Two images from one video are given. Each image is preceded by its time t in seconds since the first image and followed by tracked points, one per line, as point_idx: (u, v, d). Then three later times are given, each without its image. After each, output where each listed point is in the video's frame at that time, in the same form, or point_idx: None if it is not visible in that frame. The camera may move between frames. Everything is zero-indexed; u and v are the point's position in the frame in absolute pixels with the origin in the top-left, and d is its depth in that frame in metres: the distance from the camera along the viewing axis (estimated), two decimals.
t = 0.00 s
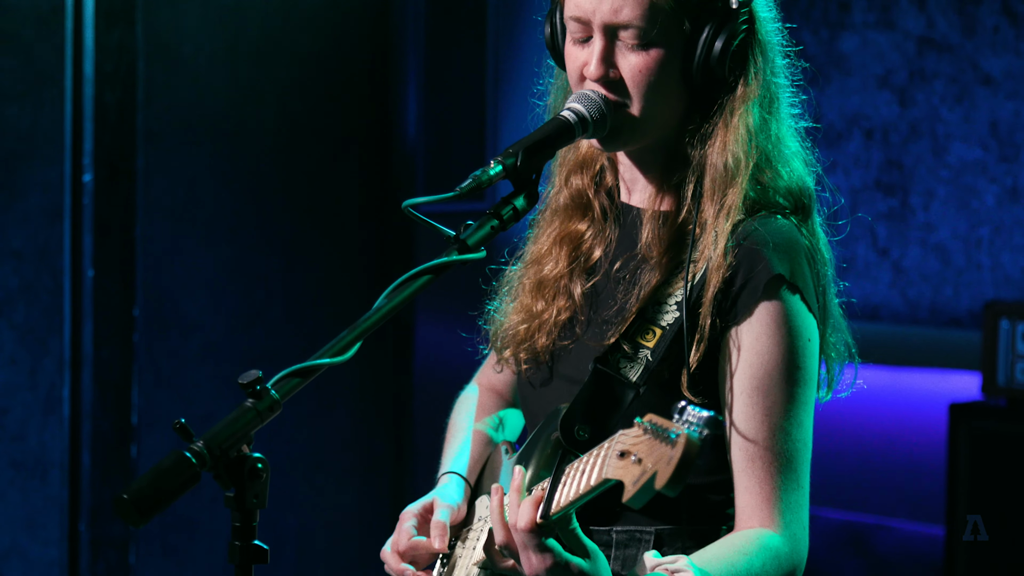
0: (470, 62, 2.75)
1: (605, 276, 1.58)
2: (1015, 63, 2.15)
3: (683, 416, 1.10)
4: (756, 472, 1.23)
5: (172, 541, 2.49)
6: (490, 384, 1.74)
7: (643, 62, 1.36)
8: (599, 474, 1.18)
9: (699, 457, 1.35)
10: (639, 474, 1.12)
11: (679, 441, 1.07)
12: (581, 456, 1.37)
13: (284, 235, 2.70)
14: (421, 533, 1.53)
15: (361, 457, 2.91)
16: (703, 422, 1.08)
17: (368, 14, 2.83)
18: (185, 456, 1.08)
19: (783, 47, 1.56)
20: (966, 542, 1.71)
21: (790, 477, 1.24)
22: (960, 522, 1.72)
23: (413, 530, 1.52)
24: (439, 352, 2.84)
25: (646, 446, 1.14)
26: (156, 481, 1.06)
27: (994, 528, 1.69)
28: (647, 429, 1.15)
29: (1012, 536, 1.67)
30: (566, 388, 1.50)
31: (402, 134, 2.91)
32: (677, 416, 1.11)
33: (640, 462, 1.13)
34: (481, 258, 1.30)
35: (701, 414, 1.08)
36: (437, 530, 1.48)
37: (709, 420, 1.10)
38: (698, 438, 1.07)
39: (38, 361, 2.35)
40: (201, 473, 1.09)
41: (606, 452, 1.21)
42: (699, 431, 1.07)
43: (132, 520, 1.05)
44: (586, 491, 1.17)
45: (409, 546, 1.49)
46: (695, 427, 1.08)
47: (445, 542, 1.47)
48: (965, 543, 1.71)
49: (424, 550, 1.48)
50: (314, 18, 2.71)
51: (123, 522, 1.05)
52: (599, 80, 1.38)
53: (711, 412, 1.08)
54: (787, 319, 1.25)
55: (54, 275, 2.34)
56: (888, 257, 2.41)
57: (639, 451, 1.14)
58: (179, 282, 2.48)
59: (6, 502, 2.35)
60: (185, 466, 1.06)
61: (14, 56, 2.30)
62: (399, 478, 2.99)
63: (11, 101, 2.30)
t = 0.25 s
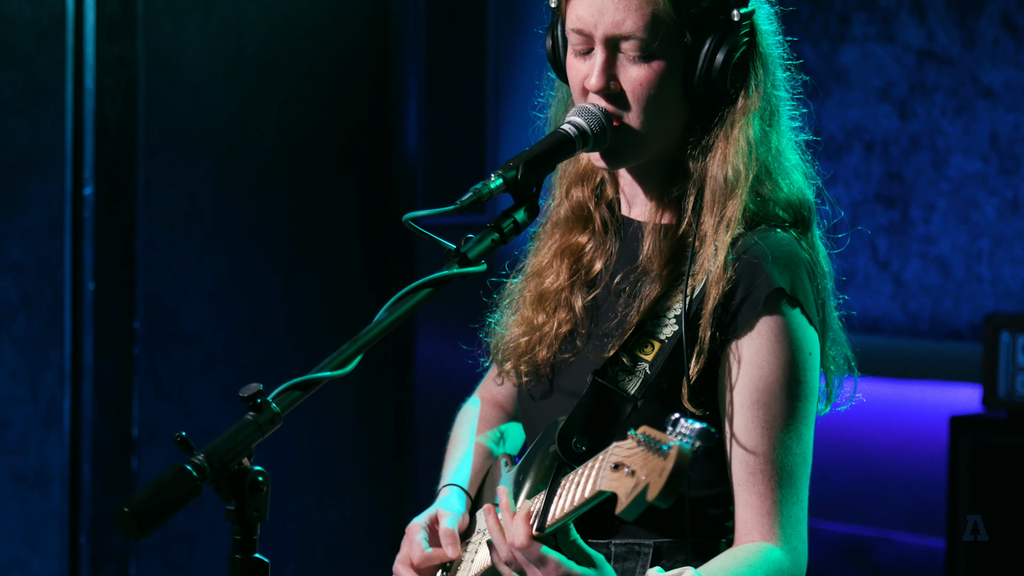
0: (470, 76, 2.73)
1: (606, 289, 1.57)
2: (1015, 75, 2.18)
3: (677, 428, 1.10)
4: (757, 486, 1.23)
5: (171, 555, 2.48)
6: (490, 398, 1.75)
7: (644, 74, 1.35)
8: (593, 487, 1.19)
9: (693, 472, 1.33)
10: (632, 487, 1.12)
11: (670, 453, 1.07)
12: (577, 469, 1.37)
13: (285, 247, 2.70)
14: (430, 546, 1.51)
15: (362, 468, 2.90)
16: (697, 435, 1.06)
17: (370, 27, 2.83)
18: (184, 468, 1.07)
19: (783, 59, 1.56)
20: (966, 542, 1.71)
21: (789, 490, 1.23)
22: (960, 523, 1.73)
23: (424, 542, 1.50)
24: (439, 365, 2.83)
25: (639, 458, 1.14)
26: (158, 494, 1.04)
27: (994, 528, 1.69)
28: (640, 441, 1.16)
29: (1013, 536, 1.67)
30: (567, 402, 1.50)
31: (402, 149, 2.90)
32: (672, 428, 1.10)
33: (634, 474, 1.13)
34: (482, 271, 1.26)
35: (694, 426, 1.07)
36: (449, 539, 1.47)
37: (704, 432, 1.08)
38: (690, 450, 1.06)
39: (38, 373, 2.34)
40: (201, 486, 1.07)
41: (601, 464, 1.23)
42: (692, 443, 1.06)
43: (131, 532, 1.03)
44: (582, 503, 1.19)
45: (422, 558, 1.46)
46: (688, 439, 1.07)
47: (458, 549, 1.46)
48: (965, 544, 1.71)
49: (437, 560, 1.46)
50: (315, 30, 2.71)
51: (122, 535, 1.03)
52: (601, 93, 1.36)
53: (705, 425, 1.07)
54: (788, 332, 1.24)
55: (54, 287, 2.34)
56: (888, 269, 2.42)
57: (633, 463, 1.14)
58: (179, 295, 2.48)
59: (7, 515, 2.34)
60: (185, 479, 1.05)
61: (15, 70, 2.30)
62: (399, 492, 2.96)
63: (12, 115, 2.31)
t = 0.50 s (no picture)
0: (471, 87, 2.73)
1: (607, 298, 1.57)
2: (1015, 87, 2.19)
3: (681, 443, 1.10)
4: (757, 497, 1.23)
5: (172, 565, 2.48)
6: (492, 408, 1.76)
7: (647, 84, 1.35)
8: (596, 499, 1.19)
9: (696, 482, 1.34)
10: (635, 499, 1.11)
11: (675, 467, 1.07)
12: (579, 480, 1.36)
13: (287, 257, 2.70)
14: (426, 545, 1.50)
15: (364, 478, 2.90)
16: (701, 449, 1.07)
17: (370, 38, 2.83)
18: (185, 478, 1.05)
19: (787, 71, 1.56)
20: (966, 542, 1.72)
21: (790, 502, 1.23)
22: (961, 522, 1.74)
23: (420, 541, 1.49)
24: (441, 376, 2.82)
25: (643, 471, 1.14)
26: (158, 506, 1.03)
27: (994, 528, 1.70)
28: (644, 454, 1.16)
29: (1012, 538, 1.68)
30: (568, 412, 1.50)
31: (403, 160, 2.89)
32: (676, 442, 1.11)
33: (637, 487, 1.13)
34: (482, 282, 1.25)
35: (698, 440, 1.07)
36: (444, 539, 1.47)
37: (708, 446, 1.09)
38: (695, 465, 1.06)
39: (39, 384, 2.35)
40: (202, 497, 1.06)
41: (604, 478, 1.23)
42: (697, 458, 1.07)
43: (132, 545, 1.01)
44: (585, 516, 1.19)
45: (417, 557, 1.45)
46: (692, 454, 1.07)
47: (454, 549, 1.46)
48: (965, 544, 1.72)
49: (432, 559, 1.45)
50: (316, 41, 2.71)
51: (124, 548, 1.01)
52: (604, 103, 1.36)
53: (710, 439, 1.07)
54: (791, 345, 1.24)
55: (54, 299, 2.35)
56: (889, 280, 2.43)
57: (637, 476, 1.14)
58: (180, 306, 2.48)
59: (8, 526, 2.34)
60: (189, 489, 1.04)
61: (15, 81, 2.31)
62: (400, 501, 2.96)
63: (13, 126, 2.31)
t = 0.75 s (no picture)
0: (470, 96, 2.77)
1: (609, 305, 1.57)
2: (1015, 92, 2.21)
3: (680, 446, 1.08)
4: (755, 504, 1.23)
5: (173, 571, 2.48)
6: (495, 414, 1.74)
7: (650, 90, 1.35)
8: (596, 502, 1.18)
9: (696, 488, 1.33)
10: (635, 503, 1.11)
11: (674, 469, 1.06)
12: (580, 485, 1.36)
13: (289, 263, 2.69)
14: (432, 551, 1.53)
15: (365, 484, 2.90)
16: (701, 452, 1.05)
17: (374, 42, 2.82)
18: (186, 484, 1.05)
19: (789, 78, 1.57)
20: (965, 542, 1.74)
21: (788, 510, 1.23)
22: (961, 522, 1.76)
23: (425, 547, 1.52)
24: (443, 382, 2.85)
25: (643, 474, 1.13)
26: (160, 511, 1.02)
27: (994, 528, 1.72)
28: (643, 458, 1.15)
29: (1013, 537, 1.70)
30: (570, 418, 1.50)
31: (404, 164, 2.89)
32: (675, 445, 1.09)
33: (637, 490, 1.12)
34: (483, 288, 1.24)
35: (698, 443, 1.06)
36: (450, 547, 1.48)
37: (708, 448, 1.07)
38: (693, 467, 1.05)
39: (39, 391, 2.35)
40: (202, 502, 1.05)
41: (603, 481, 1.22)
42: (696, 460, 1.05)
43: (132, 550, 1.01)
44: (585, 519, 1.18)
45: (422, 563, 1.49)
46: (691, 456, 1.06)
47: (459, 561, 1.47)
48: (966, 544, 1.74)
49: (437, 567, 1.48)
50: (318, 48, 2.71)
51: (124, 554, 1.00)
52: (607, 108, 1.37)
53: (709, 442, 1.06)
54: (793, 352, 1.24)
55: (54, 304, 2.36)
56: (890, 285, 2.43)
57: (636, 480, 1.14)
58: (181, 312, 2.48)
59: (9, 533, 2.33)
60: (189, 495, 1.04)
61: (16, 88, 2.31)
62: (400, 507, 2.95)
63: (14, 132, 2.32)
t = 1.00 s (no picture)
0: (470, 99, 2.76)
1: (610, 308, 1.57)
2: (1017, 97, 2.21)
3: (681, 444, 1.09)
4: (756, 508, 1.23)
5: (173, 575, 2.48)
6: (499, 417, 1.75)
7: (653, 95, 1.35)
8: (597, 502, 1.18)
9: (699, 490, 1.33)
10: (636, 502, 1.10)
11: (674, 467, 1.06)
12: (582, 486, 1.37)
13: (290, 267, 2.69)
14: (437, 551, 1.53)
15: (366, 487, 2.90)
16: (700, 450, 1.07)
17: (375, 46, 2.82)
18: (187, 489, 1.05)
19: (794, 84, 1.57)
20: (966, 542, 1.74)
21: (789, 514, 1.23)
22: (961, 523, 1.76)
23: (431, 547, 1.51)
24: (443, 386, 2.83)
25: (644, 473, 1.14)
26: (161, 516, 1.02)
27: (994, 528, 1.73)
28: (645, 456, 1.15)
29: (1012, 536, 1.71)
30: (572, 420, 1.50)
31: (405, 171, 2.86)
32: (675, 444, 1.10)
33: (638, 489, 1.12)
34: (483, 292, 1.23)
35: (698, 441, 1.07)
36: (455, 543, 1.50)
37: (708, 447, 1.08)
38: (694, 465, 1.06)
39: (40, 395, 2.37)
40: (203, 506, 1.05)
41: (604, 481, 1.21)
42: (696, 458, 1.06)
43: (134, 555, 1.01)
44: (586, 520, 1.18)
45: (429, 562, 1.49)
46: (691, 454, 1.07)
47: (465, 554, 1.49)
48: (967, 544, 1.74)
49: (443, 565, 1.48)
50: (320, 52, 2.71)
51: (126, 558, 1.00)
52: (610, 113, 1.37)
53: (709, 440, 1.07)
54: (796, 356, 1.24)
55: (54, 308, 2.37)
56: (890, 289, 2.44)
57: (637, 479, 1.14)
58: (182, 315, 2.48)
59: (11, 536, 2.34)
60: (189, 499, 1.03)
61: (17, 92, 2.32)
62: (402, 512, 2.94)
63: (15, 137, 2.32)
